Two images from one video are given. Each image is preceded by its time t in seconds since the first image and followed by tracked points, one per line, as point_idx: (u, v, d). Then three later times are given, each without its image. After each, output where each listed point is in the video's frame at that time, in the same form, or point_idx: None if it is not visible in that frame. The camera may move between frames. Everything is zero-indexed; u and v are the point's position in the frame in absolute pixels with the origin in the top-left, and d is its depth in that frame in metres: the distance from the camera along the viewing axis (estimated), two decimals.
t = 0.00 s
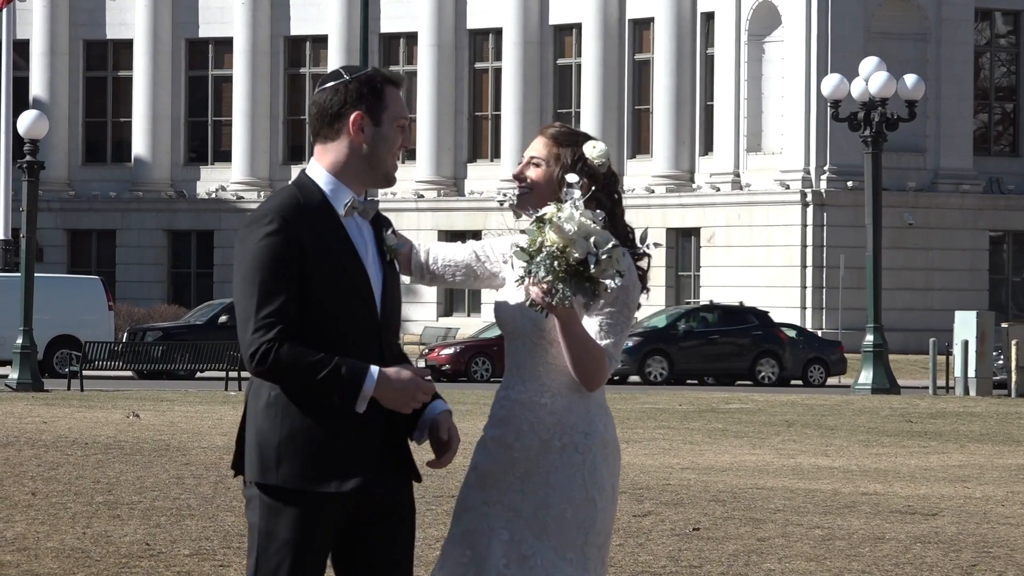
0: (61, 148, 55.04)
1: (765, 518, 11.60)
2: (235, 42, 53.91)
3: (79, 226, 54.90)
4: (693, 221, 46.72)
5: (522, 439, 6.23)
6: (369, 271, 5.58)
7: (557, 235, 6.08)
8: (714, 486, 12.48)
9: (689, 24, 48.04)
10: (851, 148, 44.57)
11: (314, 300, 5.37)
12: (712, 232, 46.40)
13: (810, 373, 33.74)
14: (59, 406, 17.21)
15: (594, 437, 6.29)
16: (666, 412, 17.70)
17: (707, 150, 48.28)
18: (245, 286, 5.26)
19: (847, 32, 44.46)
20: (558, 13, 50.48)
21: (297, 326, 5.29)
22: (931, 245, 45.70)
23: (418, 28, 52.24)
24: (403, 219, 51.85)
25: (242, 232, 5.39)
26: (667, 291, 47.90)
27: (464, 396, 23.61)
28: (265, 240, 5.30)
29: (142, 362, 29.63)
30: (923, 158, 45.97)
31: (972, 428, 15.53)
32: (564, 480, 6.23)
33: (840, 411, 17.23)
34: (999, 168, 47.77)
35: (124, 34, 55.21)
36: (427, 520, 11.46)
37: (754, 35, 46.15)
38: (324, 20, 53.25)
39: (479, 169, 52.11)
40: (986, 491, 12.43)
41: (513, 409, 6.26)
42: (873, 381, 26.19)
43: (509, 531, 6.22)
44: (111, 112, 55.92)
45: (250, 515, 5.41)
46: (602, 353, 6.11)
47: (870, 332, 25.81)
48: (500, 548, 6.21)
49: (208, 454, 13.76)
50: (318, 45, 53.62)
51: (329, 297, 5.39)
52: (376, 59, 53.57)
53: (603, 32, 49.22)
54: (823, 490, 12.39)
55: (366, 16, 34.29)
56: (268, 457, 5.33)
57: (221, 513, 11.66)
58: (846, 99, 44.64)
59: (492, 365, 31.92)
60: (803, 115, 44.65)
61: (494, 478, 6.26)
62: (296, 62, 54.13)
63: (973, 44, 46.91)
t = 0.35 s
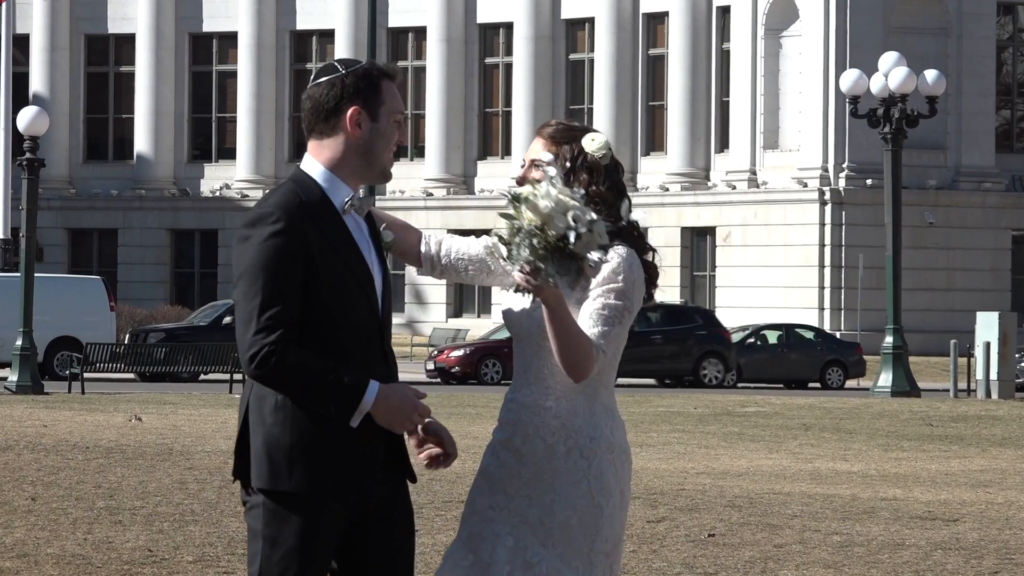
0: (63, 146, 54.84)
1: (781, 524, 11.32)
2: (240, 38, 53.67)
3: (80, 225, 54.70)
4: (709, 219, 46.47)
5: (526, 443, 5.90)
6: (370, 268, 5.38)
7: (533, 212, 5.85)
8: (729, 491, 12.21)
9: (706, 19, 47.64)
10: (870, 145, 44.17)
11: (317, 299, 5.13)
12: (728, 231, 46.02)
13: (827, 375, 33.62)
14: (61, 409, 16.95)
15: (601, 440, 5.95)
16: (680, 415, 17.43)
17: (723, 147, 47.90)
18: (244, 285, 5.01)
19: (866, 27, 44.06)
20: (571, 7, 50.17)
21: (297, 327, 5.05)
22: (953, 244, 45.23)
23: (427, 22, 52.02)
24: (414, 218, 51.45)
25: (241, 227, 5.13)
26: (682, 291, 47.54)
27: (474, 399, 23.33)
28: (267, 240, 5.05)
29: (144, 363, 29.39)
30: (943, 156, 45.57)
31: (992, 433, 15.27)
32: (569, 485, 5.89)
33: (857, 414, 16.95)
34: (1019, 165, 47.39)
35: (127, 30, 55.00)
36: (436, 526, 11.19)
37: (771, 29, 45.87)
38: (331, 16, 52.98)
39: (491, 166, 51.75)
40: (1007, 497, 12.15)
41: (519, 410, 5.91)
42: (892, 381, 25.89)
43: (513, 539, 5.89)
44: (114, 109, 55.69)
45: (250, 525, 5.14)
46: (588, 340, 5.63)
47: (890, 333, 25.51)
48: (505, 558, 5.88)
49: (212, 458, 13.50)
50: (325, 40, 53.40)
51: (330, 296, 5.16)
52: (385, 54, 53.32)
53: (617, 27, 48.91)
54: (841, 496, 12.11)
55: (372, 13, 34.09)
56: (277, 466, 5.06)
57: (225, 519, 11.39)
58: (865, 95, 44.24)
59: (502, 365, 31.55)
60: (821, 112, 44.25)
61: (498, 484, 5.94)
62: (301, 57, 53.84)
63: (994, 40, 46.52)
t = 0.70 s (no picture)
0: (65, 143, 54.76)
1: (794, 528, 11.17)
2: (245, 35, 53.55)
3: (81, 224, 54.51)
4: (720, 219, 46.27)
5: (518, 446, 5.94)
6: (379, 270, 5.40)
7: (490, 173, 5.75)
8: (741, 495, 12.05)
9: (717, 15, 47.39)
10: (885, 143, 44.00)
11: (327, 304, 5.17)
12: (740, 230, 45.83)
13: (841, 377, 33.37)
14: (62, 411, 16.82)
15: (592, 442, 5.99)
16: (692, 417, 17.29)
17: (735, 145, 47.71)
18: (254, 287, 5.03)
19: (880, 22, 43.85)
20: (581, 4, 50.01)
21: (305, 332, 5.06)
22: (967, 244, 45.08)
23: (435, 18, 51.87)
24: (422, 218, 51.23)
25: (252, 229, 5.15)
26: (693, 292, 47.39)
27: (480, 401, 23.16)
28: (279, 244, 5.06)
29: (147, 364, 29.24)
30: (959, 154, 45.35)
31: (1009, 434, 15.11)
32: (561, 487, 5.93)
33: (871, 416, 16.80)
34: None
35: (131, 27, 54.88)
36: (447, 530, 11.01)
37: (783, 25, 45.73)
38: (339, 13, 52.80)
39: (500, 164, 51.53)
40: None
41: (512, 415, 5.96)
42: (907, 384, 25.76)
43: (508, 544, 5.90)
44: (117, 107, 55.60)
45: (260, 530, 5.18)
46: (552, 312, 5.56)
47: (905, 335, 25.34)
48: (499, 562, 5.90)
49: (216, 460, 13.36)
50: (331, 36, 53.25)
51: (338, 301, 5.19)
52: (393, 51, 53.18)
53: (627, 24, 48.70)
54: (856, 499, 11.96)
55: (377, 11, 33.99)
56: (291, 469, 5.13)
57: (231, 522, 11.24)
58: (880, 92, 44.02)
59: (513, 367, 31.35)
60: (835, 111, 44.06)
61: (491, 487, 5.98)
62: (307, 54, 53.73)
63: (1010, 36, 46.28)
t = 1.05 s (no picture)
0: (61, 137, 54.52)
1: (809, 534, 10.88)
2: (247, 30, 53.23)
3: (77, 221, 54.26)
4: (734, 218, 45.94)
5: (490, 452, 5.84)
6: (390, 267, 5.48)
7: (425, 126, 5.46)
8: (755, 500, 11.77)
9: (731, 9, 47.06)
10: (902, 140, 43.73)
11: (348, 304, 5.22)
12: (754, 229, 45.55)
13: (859, 381, 32.98)
14: (59, 415, 16.55)
15: (567, 445, 5.87)
16: (705, 420, 17.02)
17: (749, 142, 47.37)
18: (276, 288, 5.06)
19: (898, 15, 43.52)
20: None
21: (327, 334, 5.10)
22: (988, 244, 44.74)
23: (442, 12, 51.55)
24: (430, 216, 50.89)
25: (270, 231, 5.19)
26: (706, 292, 47.11)
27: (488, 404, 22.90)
28: (299, 243, 5.10)
29: (147, 366, 28.98)
30: (980, 151, 45.02)
31: None
32: (535, 491, 5.81)
33: (889, 420, 16.52)
34: None
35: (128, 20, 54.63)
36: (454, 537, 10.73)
37: (799, 18, 45.51)
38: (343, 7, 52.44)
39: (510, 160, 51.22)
40: None
41: (489, 416, 5.86)
42: (926, 387, 25.52)
43: (483, 548, 5.79)
44: (115, 102, 55.36)
45: (272, 535, 5.23)
46: (507, 268, 5.48)
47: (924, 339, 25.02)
48: (476, 569, 5.78)
49: (218, 464, 13.10)
50: (335, 31, 52.93)
51: (358, 301, 5.24)
52: (398, 46, 52.88)
53: (640, 18, 48.33)
54: (873, 505, 11.67)
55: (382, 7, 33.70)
56: (305, 474, 5.16)
57: (233, 528, 10.97)
58: (898, 89, 43.73)
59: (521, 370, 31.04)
60: (852, 108, 43.78)
61: (464, 495, 5.88)
62: (311, 50, 53.41)
63: None
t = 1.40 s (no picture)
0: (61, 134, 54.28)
1: (823, 539, 10.64)
2: (249, 23, 52.95)
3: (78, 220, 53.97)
4: (747, 216, 45.67)
5: (464, 442, 5.69)
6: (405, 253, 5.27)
7: (369, 81, 5.22)
8: (767, 505, 11.55)
9: (742, 4, 46.79)
10: (917, 137, 43.49)
11: (374, 298, 5.02)
12: (768, 228, 45.31)
13: (873, 382, 32.80)
14: (59, 418, 16.32)
15: (540, 432, 5.69)
16: (716, 423, 16.80)
17: (761, 139, 47.05)
18: (300, 289, 4.86)
19: (911, 11, 43.27)
20: None
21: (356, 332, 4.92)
22: (1005, 242, 44.45)
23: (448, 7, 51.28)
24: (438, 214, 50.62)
25: (292, 230, 4.94)
26: (718, 292, 46.85)
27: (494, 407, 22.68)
28: (323, 240, 4.89)
29: (147, 367, 28.76)
30: (996, 148, 44.78)
31: None
32: (505, 480, 5.64)
33: (903, 424, 16.31)
34: None
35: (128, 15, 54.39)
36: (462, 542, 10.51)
37: (813, 13, 45.32)
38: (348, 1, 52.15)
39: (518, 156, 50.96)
40: None
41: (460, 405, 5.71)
42: (942, 389, 25.31)
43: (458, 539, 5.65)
44: (115, 99, 55.18)
45: (282, 535, 5.02)
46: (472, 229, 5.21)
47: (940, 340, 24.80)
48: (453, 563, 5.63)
49: (220, 468, 12.88)
50: (339, 25, 52.64)
51: (383, 294, 5.04)
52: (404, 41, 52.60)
53: (650, 14, 48.06)
54: (888, 510, 11.45)
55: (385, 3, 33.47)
56: (324, 474, 4.94)
57: (235, 533, 10.74)
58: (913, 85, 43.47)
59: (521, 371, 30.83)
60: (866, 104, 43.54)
61: (446, 487, 5.74)
62: (314, 44, 53.12)
63: None
